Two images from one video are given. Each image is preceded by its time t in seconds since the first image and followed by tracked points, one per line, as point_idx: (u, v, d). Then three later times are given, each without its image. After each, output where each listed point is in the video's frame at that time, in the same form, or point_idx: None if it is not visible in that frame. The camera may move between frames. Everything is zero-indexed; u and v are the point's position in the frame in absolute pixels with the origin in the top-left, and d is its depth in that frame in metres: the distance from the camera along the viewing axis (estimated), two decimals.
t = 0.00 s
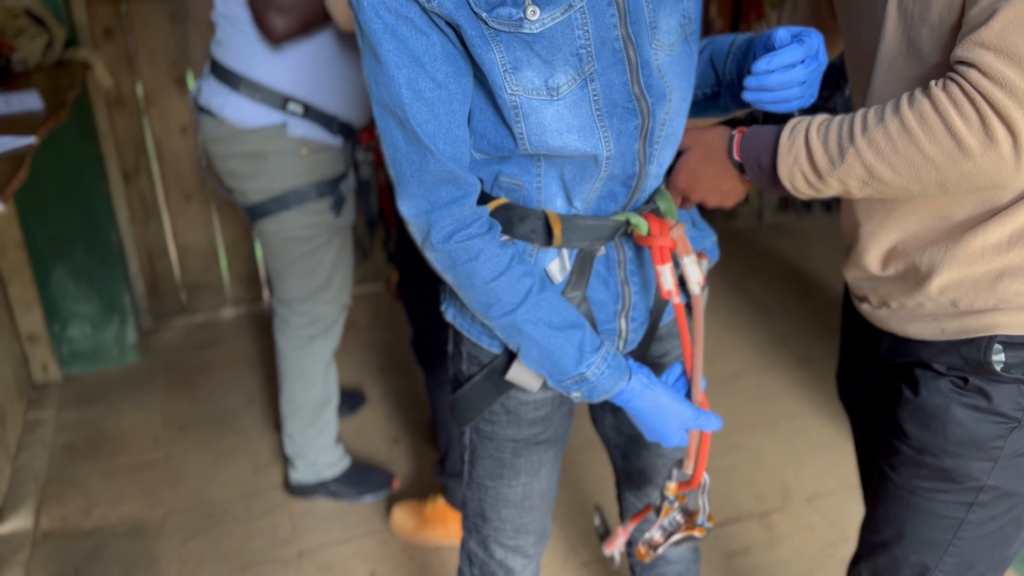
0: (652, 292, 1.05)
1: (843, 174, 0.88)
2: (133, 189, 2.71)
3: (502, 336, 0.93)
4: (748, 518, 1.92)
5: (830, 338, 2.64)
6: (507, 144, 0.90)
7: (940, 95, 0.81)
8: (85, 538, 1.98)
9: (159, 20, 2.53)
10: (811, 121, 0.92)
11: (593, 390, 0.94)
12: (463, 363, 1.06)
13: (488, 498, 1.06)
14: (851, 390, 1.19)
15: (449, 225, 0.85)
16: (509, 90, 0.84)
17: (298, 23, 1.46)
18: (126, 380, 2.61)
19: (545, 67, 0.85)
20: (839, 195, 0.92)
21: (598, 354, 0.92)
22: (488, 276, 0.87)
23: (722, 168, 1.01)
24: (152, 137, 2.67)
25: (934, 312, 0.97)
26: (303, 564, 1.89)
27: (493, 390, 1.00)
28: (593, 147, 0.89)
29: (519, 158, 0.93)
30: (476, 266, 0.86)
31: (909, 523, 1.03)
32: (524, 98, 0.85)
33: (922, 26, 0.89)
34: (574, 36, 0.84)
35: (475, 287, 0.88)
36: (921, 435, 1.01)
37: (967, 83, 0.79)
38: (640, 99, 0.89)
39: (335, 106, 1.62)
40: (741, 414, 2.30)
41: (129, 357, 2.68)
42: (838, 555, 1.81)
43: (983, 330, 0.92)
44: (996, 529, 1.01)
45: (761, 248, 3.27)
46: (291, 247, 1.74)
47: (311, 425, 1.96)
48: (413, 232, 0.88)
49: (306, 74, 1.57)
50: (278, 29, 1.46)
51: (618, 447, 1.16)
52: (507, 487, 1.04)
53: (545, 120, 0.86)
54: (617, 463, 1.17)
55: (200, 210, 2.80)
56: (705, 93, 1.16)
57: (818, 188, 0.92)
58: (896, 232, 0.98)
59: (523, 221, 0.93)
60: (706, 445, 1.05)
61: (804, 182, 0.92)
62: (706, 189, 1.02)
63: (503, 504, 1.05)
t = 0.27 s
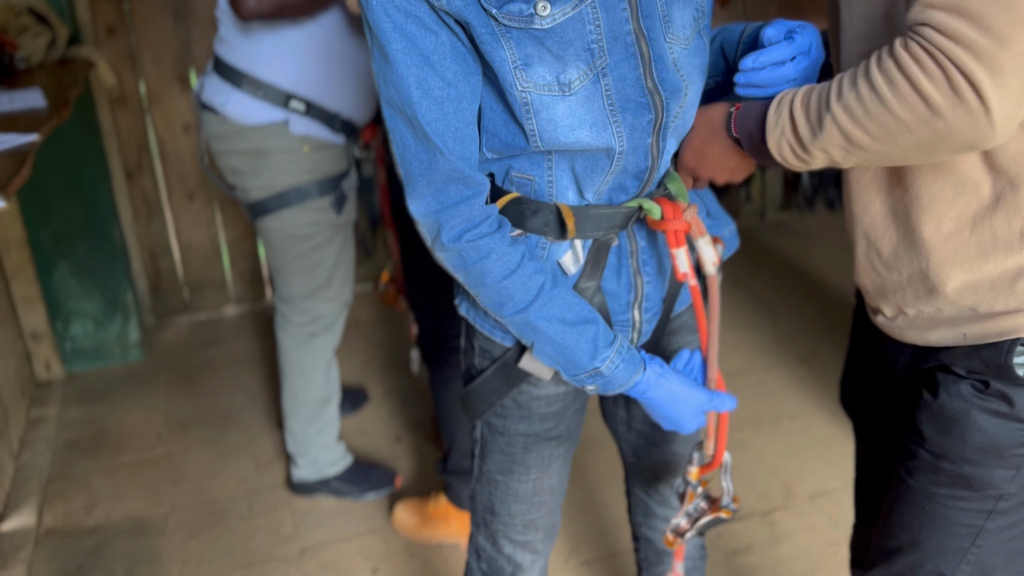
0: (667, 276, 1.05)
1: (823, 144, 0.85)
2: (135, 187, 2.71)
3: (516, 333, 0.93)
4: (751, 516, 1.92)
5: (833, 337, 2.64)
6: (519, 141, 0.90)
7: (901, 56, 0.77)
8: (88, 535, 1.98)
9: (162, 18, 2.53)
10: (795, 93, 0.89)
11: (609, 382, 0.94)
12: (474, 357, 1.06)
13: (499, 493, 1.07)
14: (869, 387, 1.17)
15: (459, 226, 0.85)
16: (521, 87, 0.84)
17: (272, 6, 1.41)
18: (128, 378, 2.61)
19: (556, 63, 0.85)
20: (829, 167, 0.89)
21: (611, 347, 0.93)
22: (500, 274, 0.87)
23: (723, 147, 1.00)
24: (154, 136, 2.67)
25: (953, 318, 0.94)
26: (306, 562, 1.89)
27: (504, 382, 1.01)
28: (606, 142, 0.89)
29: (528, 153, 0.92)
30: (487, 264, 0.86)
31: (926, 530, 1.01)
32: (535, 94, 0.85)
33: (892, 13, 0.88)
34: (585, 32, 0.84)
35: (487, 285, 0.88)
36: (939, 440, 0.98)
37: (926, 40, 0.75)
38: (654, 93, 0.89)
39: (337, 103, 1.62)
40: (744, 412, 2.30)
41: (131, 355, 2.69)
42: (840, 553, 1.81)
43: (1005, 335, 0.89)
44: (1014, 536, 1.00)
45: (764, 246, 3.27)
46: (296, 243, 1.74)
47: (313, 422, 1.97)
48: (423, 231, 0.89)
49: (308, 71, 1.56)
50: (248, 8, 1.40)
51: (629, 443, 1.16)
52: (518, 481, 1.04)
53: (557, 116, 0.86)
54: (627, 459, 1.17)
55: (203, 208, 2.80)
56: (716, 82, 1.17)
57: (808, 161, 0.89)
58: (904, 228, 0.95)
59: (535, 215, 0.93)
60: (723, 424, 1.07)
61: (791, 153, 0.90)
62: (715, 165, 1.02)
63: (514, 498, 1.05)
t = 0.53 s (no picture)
0: (670, 280, 1.05)
1: (824, 133, 0.84)
2: (138, 185, 2.71)
3: (515, 333, 0.93)
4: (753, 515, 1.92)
5: (836, 336, 2.64)
6: (516, 141, 0.90)
7: (902, 39, 0.76)
8: (91, 533, 1.98)
9: (164, 16, 2.53)
10: (797, 87, 0.89)
11: (611, 383, 0.93)
12: (474, 358, 1.06)
13: (497, 494, 1.07)
14: (865, 395, 1.17)
15: (457, 221, 0.85)
16: (518, 85, 0.84)
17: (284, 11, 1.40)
18: (132, 376, 2.61)
19: (554, 62, 0.85)
20: (830, 160, 0.88)
21: (613, 346, 0.92)
22: (498, 271, 0.87)
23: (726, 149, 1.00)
24: (157, 134, 2.67)
25: (932, 316, 0.96)
26: (308, 560, 1.89)
27: (503, 384, 1.00)
28: (602, 145, 0.89)
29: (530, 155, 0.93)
30: (486, 261, 0.86)
31: (904, 532, 1.03)
32: (532, 93, 0.85)
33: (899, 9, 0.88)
34: (583, 32, 0.84)
35: (486, 283, 0.87)
36: (916, 443, 1.00)
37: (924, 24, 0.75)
38: (650, 96, 0.89)
39: (336, 103, 1.62)
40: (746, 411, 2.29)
41: (134, 353, 2.69)
42: (843, 552, 1.81)
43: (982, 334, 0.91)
44: (993, 540, 1.01)
45: (767, 244, 3.27)
46: (295, 242, 1.74)
47: (314, 420, 1.97)
48: (422, 228, 0.89)
49: (307, 71, 1.56)
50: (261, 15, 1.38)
51: (629, 446, 1.16)
52: (517, 483, 1.04)
53: (554, 115, 0.86)
54: (627, 461, 1.17)
55: (205, 206, 2.81)
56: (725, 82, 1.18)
57: (808, 155, 0.88)
58: (888, 223, 0.95)
59: (536, 218, 0.93)
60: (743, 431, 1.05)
61: (792, 146, 0.89)
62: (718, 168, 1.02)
63: (513, 500, 1.05)
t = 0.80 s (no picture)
0: (673, 284, 1.05)
1: (855, 146, 0.85)
2: (141, 184, 2.71)
3: (520, 333, 0.93)
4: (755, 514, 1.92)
5: (839, 335, 2.63)
6: (518, 137, 0.90)
7: (947, 60, 0.79)
8: (94, 532, 1.99)
9: (167, 16, 2.53)
10: (824, 97, 0.89)
11: (615, 384, 0.92)
12: (477, 363, 1.06)
13: (501, 498, 1.07)
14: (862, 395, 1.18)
15: (460, 218, 0.85)
16: (520, 79, 0.84)
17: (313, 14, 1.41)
18: (135, 375, 2.62)
19: (555, 57, 0.85)
20: (854, 172, 0.89)
21: (618, 346, 0.91)
22: (502, 269, 0.87)
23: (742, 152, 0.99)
24: (160, 133, 2.67)
25: (936, 306, 0.98)
26: (310, 559, 1.89)
27: (506, 388, 1.00)
28: (603, 141, 0.89)
29: (534, 159, 0.93)
30: (490, 258, 0.86)
31: (889, 511, 1.04)
32: (535, 87, 0.85)
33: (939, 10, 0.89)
34: (584, 26, 0.84)
35: (490, 280, 0.88)
36: (909, 424, 1.02)
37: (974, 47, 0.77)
38: (648, 91, 0.89)
39: (336, 101, 1.63)
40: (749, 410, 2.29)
41: (137, 352, 2.69)
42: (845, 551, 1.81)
43: (977, 325, 0.93)
44: (976, 528, 1.00)
45: (769, 243, 3.27)
46: (296, 243, 1.74)
47: (316, 419, 1.97)
48: (425, 226, 0.89)
49: (308, 68, 1.57)
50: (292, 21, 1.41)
51: (632, 449, 1.16)
52: (521, 487, 1.05)
53: (556, 109, 0.86)
54: (629, 463, 1.17)
55: (208, 206, 2.81)
56: (722, 85, 1.17)
57: (833, 166, 0.89)
58: (909, 219, 0.97)
59: (541, 220, 0.93)
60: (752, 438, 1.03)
61: (819, 157, 0.90)
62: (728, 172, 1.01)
63: (516, 504, 1.05)
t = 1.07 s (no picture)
0: (679, 285, 1.05)
1: (866, 144, 0.85)
2: (143, 184, 2.72)
3: (525, 328, 0.93)
4: (758, 514, 1.92)
5: (841, 335, 2.63)
6: (524, 132, 0.90)
7: (965, 60, 0.79)
8: (96, 532, 1.99)
9: (169, 16, 2.53)
10: (835, 94, 0.89)
11: (619, 378, 0.93)
12: (482, 363, 1.06)
13: (505, 498, 1.07)
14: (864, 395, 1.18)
15: (467, 212, 0.85)
16: (526, 72, 0.84)
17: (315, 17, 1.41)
18: (137, 375, 2.62)
19: (561, 51, 0.85)
20: (861, 169, 0.89)
21: (623, 341, 0.91)
22: (508, 263, 0.87)
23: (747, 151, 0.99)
24: (162, 133, 2.67)
25: (958, 305, 0.97)
26: (313, 558, 1.90)
27: (511, 389, 1.00)
28: (608, 136, 0.89)
29: (540, 157, 0.93)
30: (496, 251, 0.86)
31: (907, 513, 1.03)
32: (541, 80, 0.85)
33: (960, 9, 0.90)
34: (590, 20, 0.85)
35: (497, 274, 0.88)
36: (930, 426, 1.00)
37: (993, 47, 0.78)
38: (653, 86, 0.89)
39: (337, 100, 1.63)
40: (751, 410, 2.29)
41: (139, 352, 2.69)
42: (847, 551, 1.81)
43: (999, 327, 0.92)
44: (997, 526, 1.01)
45: (772, 243, 3.26)
46: (299, 243, 1.74)
47: (318, 419, 1.97)
48: (432, 221, 0.89)
49: (311, 68, 1.57)
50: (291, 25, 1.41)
51: (636, 449, 1.16)
52: (525, 487, 1.05)
53: (562, 103, 0.86)
54: (634, 464, 1.17)
55: (210, 206, 2.81)
56: (733, 91, 1.17)
57: (841, 163, 0.89)
58: (933, 215, 0.97)
59: (545, 220, 0.93)
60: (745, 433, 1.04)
61: (827, 155, 0.90)
62: (733, 170, 1.01)
63: (521, 504, 1.06)
